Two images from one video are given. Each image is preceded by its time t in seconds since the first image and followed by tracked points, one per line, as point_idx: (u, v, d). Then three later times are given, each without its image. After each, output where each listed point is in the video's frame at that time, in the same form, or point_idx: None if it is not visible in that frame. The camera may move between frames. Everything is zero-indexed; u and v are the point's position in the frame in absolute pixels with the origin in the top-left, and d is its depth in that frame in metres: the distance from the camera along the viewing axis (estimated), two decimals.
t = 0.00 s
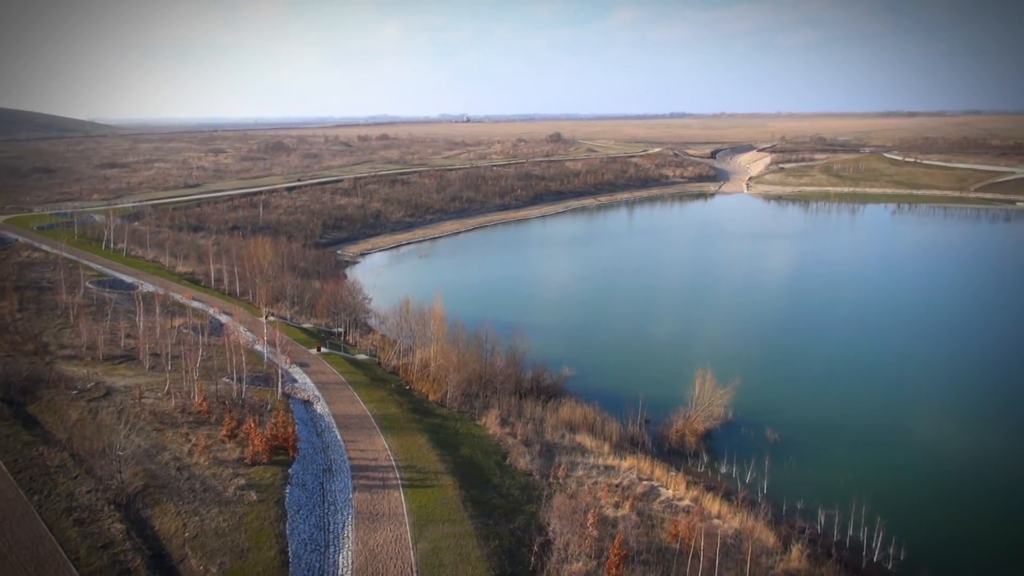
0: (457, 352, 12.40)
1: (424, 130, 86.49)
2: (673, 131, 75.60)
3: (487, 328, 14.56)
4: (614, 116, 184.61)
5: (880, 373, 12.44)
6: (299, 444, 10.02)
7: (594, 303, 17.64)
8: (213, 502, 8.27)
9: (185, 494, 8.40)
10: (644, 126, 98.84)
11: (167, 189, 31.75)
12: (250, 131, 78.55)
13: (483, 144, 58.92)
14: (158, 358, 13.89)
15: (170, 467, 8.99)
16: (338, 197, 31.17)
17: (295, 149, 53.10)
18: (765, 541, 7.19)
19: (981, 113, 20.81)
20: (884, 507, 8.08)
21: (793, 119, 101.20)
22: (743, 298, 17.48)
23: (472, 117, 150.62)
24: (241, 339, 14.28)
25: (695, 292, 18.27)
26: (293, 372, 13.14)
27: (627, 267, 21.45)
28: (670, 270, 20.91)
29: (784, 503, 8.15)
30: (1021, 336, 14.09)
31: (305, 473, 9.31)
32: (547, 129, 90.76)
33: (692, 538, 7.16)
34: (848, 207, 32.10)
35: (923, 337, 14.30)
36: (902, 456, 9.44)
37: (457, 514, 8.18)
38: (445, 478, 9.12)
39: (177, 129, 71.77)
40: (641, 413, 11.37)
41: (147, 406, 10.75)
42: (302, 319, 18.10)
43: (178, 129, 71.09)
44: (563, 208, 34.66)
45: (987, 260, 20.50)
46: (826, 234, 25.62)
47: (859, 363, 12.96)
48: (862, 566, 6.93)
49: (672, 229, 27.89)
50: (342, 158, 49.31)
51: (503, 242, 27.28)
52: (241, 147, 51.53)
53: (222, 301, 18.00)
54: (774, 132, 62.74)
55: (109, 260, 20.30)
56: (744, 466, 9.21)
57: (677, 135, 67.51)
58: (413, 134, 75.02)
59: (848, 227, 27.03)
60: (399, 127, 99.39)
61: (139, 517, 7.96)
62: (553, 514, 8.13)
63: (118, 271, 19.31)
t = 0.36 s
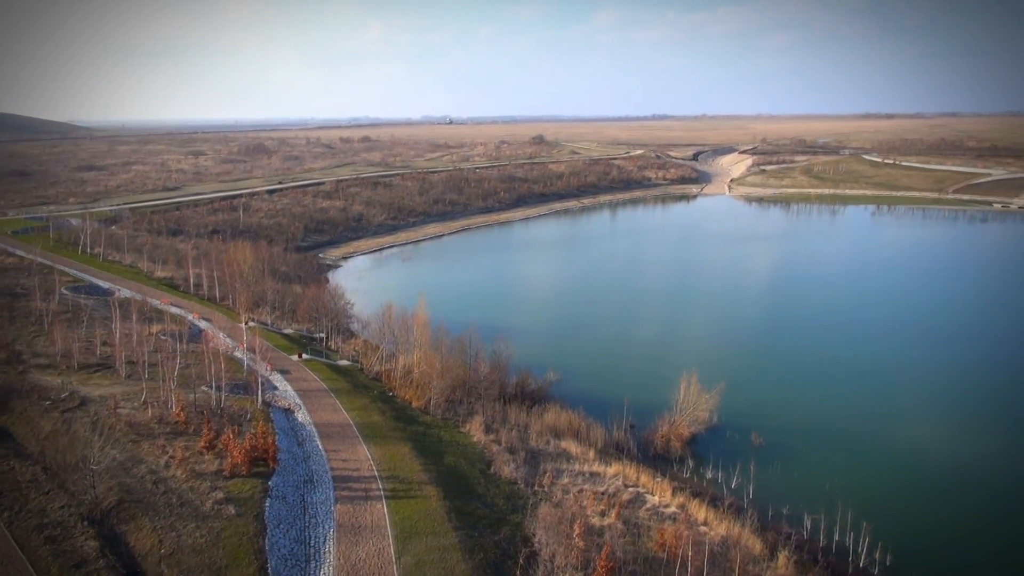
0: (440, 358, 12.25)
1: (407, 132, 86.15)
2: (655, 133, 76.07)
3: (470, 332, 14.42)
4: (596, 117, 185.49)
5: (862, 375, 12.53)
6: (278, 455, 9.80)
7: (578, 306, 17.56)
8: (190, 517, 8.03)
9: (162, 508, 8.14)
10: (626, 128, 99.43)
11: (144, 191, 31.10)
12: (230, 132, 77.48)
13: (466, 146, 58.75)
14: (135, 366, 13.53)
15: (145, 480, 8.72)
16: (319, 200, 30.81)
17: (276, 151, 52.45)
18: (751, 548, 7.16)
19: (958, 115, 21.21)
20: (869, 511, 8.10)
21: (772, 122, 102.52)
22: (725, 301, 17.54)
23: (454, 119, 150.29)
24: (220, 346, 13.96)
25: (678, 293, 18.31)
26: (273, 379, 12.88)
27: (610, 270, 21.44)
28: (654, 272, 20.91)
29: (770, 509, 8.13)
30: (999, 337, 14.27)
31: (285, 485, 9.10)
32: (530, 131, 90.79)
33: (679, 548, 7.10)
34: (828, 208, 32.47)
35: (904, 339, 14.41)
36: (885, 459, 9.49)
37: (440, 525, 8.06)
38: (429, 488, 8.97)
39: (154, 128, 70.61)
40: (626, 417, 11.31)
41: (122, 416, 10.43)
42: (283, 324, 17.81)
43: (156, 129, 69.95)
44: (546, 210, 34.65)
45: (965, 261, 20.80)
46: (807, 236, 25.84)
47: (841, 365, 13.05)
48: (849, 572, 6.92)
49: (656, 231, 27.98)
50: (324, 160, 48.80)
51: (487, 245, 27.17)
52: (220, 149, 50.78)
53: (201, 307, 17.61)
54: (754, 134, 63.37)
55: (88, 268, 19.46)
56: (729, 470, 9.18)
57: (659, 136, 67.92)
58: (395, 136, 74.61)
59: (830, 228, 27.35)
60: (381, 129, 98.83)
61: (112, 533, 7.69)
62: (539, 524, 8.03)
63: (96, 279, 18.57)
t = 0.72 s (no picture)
0: (423, 363, 12.10)
1: (388, 134, 85.66)
2: (635, 134, 76.46)
3: (453, 337, 14.28)
4: (577, 119, 186.14)
5: (844, 376, 12.62)
6: (258, 466, 9.57)
7: (561, 309, 17.48)
8: (167, 532, 7.80)
9: (138, 524, 7.89)
10: (607, 129, 99.98)
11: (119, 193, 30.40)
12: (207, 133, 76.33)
13: (448, 148, 58.53)
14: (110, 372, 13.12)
15: (120, 494, 8.45)
16: (300, 203, 30.42)
17: (255, 153, 51.73)
18: (738, 554, 7.12)
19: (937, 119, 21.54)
20: (853, 515, 8.11)
21: (751, 124, 103.79)
22: (708, 302, 17.60)
23: (436, 120, 149.84)
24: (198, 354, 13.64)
25: (660, 295, 18.35)
26: (253, 387, 12.61)
27: (593, 272, 21.43)
28: (636, 274, 20.91)
29: (754, 513, 8.11)
30: (976, 338, 14.49)
31: (264, 497, 8.89)
32: (512, 132, 90.96)
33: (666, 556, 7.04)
34: (808, 209, 32.82)
35: (884, 340, 14.55)
36: (867, 461, 9.54)
37: (424, 536, 7.91)
38: (412, 498, 8.82)
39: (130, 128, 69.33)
40: (610, 422, 11.26)
41: (96, 428, 10.11)
42: (263, 329, 17.48)
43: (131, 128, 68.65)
44: (529, 213, 34.60)
45: (941, 262, 21.15)
46: (788, 237, 26.06)
47: (823, 366, 13.14)
48: None
49: (638, 233, 28.06)
50: (304, 162, 48.25)
51: (470, 248, 27.04)
52: (198, 150, 49.94)
53: (179, 312, 17.22)
54: (733, 136, 64.04)
55: (62, 273, 18.99)
56: (714, 474, 9.16)
57: (640, 138, 68.28)
58: (377, 138, 74.06)
59: (811, 229, 27.67)
60: (362, 131, 98.01)
61: (86, 549, 7.39)
62: (525, 533, 7.92)
63: (71, 284, 18.11)
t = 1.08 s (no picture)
0: (405, 368, 11.94)
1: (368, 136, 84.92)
2: (615, 136, 76.87)
3: (435, 342, 14.14)
4: (557, 120, 186.82)
5: (824, 377, 12.73)
6: (237, 477, 9.35)
7: (543, 312, 17.43)
8: (143, 547, 7.57)
9: (112, 539, 7.64)
10: (588, 130, 100.19)
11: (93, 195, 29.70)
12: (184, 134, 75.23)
13: (429, 150, 58.22)
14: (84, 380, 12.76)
15: (94, 508, 8.16)
16: (280, 205, 30.01)
17: (234, 155, 51.00)
18: (722, 559, 7.10)
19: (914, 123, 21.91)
20: (836, 518, 8.14)
21: (729, 126, 104.84)
22: (689, 304, 17.67)
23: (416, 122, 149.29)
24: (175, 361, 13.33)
25: (642, 297, 18.40)
26: (231, 395, 12.34)
27: (575, 274, 21.44)
28: (618, 277, 20.93)
29: (738, 518, 8.11)
30: (952, 339, 14.72)
31: (243, 509, 8.68)
32: (493, 134, 90.71)
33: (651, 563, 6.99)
34: (788, 211, 33.20)
35: (863, 340, 14.72)
36: (848, 463, 9.60)
37: (406, 548, 7.78)
38: (394, 508, 8.67)
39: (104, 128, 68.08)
40: (594, 426, 11.21)
41: (69, 438, 9.80)
42: (242, 335, 17.14)
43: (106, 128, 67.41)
44: (511, 215, 34.56)
45: (916, 263, 21.52)
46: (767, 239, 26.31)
47: (803, 367, 13.25)
48: None
49: (619, 235, 28.17)
50: (284, 165, 47.67)
51: (452, 250, 26.91)
52: (174, 152, 49.03)
53: (156, 318, 16.84)
54: (712, 138, 64.70)
55: (34, 278, 18.52)
56: (698, 479, 9.14)
57: (620, 139, 68.66)
58: (357, 139, 73.54)
59: (791, 231, 28.01)
60: (342, 132, 97.29)
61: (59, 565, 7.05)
62: (509, 543, 7.81)
63: (43, 289, 17.68)
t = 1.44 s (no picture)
0: (388, 374, 11.80)
1: (350, 137, 84.26)
2: (597, 138, 77.11)
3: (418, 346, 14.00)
4: (540, 122, 187.07)
5: (806, 378, 12.83)
6: (216, 488, 9.15)
7: (526, 315, 17.38)
8: (120, 562, 7.36)
9: (88, 554, 7.41)
10: (571, 132, 100.45)
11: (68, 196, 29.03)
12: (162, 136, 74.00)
13: (411, 152, 57.88)
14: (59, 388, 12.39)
15: (70, 522, 7.93)
16: (260, 208, 29.61)
17: (214, 157, 50.26)
18: (709, 564, 7.08)
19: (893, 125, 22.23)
20: (820, 521, 8.17)
21: (710, 127, 105.71)
22: (672, 306, 17.73)
23: (399, 123, 148.63)
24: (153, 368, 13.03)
25: (624, 299, 18.44)
26: (211, 403, 12.08)
27: (558, 277, 21.42)
28: (601, 279, 20.94)
29: (724, 522, 8.11)
30: (929, 339, 14.96)
31: (223, 521, 8.50)
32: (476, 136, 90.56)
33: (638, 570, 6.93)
34: (769, 212, 33.53)
35: (843, 341, 14.88)
36: (831, 465, 9.65)
37: (390, 559, 7.65)
38: (377, 518, 8.54)
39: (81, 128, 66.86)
40: (578, 430, 11.16)
41: (43, 450, 9.51)
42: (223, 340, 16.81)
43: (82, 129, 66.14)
44: (494, 217, 34.47)
45: (892, 264, 21.85)
46: (748, 240, 26.50)
47: (786, 369, 13.33)
48: None
49: (602, 237, 28.23)
50: (264, 167, 47.07)
51: (435, 253, 26.77)
52: (152, 153, 48.10)
53: (134, 324, 16.46)
54: (693, 139, 65.21)
55: (8, 283, 18.05)
56: (683, 483, 9.13)
57: (602, 141, 68.92)
58: (339, 141, 72.96)
59: (773, 232, 28.27)
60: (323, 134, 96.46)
61: None
62: (494, 552, 7.73)
63: (17, 294, 17.23)
